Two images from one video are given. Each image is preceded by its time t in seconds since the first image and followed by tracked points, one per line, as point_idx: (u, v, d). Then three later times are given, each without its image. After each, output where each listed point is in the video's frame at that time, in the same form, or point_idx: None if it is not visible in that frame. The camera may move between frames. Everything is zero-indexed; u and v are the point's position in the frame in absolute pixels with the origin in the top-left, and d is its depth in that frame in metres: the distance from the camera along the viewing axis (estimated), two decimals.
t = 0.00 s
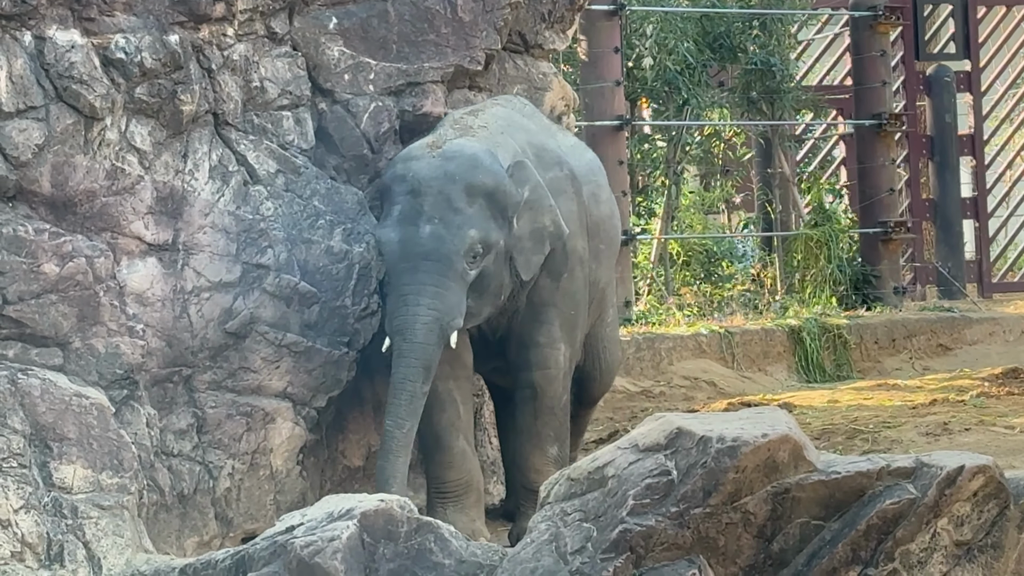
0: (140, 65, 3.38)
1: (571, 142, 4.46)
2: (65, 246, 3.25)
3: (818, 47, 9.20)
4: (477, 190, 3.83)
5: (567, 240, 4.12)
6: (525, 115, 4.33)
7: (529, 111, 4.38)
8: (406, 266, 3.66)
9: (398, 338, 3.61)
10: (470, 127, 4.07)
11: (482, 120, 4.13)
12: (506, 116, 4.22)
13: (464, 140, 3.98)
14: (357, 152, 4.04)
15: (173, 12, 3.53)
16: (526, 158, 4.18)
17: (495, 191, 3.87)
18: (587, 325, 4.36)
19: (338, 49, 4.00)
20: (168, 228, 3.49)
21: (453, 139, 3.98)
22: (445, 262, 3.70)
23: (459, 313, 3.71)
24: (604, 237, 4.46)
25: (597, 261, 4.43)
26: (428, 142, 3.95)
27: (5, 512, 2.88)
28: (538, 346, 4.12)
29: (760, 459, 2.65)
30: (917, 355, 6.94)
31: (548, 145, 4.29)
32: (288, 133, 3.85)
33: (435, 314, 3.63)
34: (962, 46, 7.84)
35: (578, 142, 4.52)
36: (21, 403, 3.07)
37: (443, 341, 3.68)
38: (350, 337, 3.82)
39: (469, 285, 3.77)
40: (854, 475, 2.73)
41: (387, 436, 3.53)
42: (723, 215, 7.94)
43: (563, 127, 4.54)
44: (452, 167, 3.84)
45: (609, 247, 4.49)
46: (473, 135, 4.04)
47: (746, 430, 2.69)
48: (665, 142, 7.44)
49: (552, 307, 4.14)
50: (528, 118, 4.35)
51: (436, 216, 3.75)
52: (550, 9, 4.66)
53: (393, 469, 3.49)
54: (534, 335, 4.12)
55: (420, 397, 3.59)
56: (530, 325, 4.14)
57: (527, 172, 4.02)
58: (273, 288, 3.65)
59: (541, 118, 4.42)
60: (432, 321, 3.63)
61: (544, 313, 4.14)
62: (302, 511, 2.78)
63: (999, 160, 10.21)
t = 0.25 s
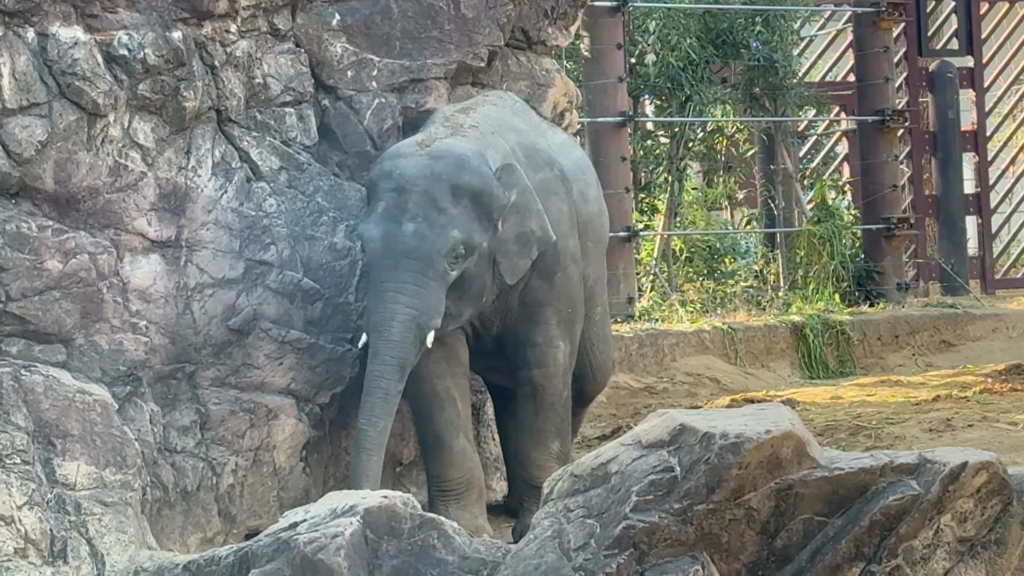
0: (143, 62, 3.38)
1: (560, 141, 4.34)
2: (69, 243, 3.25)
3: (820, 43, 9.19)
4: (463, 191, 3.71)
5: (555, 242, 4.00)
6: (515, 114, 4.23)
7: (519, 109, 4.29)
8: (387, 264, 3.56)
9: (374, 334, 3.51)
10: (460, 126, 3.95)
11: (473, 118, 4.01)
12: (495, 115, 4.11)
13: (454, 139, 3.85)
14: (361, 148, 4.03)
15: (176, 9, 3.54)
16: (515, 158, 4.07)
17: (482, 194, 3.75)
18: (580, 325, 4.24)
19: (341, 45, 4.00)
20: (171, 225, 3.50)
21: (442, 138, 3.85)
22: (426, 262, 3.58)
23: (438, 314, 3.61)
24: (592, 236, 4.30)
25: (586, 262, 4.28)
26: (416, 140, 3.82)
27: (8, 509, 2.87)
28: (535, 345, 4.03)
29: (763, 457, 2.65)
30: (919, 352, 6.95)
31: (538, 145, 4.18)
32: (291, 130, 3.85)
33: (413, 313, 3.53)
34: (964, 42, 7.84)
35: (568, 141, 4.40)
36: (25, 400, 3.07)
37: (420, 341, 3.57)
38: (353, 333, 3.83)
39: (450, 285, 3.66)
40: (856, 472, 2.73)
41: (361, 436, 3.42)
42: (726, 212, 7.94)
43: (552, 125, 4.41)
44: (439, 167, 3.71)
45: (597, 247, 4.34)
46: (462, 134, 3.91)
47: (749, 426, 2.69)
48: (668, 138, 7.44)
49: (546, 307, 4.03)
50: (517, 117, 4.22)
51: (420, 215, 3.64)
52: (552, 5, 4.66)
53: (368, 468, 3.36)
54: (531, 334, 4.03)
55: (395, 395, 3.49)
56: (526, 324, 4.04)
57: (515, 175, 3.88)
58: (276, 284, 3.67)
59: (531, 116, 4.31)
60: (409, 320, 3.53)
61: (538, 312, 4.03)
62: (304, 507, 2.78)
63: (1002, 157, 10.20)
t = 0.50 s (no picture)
0: (146, 56, 3.39)
1: (551, 136, 4.30)
2: (72, 238, 3.26)
3: (823, 39, 9.20)
4: (456, 181, 3.67)
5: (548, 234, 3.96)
6: (505, 107, 4.18)
7: (509, 103, 4.24)
8: (380, 252, 3.50)
9: (366, 323, 3.46)
10: (452, 119, 3.91)
11: (465, 111, 3.98)
12: (486, 109, 4.07)
13: (446, 131, 3.82)
14: (364, 143, 4.02)
15: (181, 4, 3.55)
16: (507, 151, 4.02)
17: (475, 183, 3.71)
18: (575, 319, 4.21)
19: (344, 40, 4.00)
20: (174, 219, 3.50)
21: (434, 130, 3.81)
22: (419, 250, 3.53)
23: (431, 304, 3.56)
24: (583, 232, 4.26)
25: (577, 257, 4.24)
26: (408, 133, 3.79)
27: (12, 504, 2.87)
28: (529, 340, 4.00)
29: (766, 451, 2.66)
30: (923, 346, 6.94)
31: (529, 139, 4.13)
32: (294, 124, 3.84)
33: (406, 301, 3.47)
34: (968, 36, 7.84)
35: (558, 136, 4.37)
36: (29, 394, 3.08)
37: (413, 330, 3.52)
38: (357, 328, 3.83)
39: (443, 274, 3.61)
40: (860, 466, 2.73)
41: (352, 423, 3.36)
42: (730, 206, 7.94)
43: (543, 120, 4.37)
44: (432, 157, 3.67)
45: (589, 243, 4.30)
46: (453, 126, 3.88)
47: (753, 420, 2.70)
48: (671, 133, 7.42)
49: (540, 301, 4.01)
50: (508, 111, 4.17)
51: (413, 204, 3.59)
52: None
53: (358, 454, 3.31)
54: (525, 329, 4.01)
55: (387, 381, 3.42)
56: (520, 318, 4.01)
57: (508, 167, 3.84)
58: (280, 278, 3.68)
59: (521, 111, 4.27)
60: (402, 308, 3.47)
61: (532, 306, 4.00)
62: (308, 502, 2.78)
63: (1005, 152, 10.20)
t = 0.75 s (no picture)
0: (150, 50, 3.39)
1: (547, 129, 4.28)
2: (76, 231, 3.25)
3: (827, 33, 9.19)
4: (454, 173, 3.66)
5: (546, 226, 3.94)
6: (502, 100, 4.15)
7: (505, 95, 4.21)
8: (380, 246, 3.50)
9: (367, 316, 3.47)
10: (448, 111, 3.89)
11: (461, 104, 3.96)
12: (483, 101, 4.04)
13: (442, 124, 3.80)
14: (368, 137, 4.03)
15: None
16: (504, 144, 4.00)
17: (473, 175, 3.70)
18: (571, 312, 4.18)
19: (348, 34, 3.99)
20: (178, 213, 3.50)
21: (431, 123, 3.80)
22: (418, 243, 3.53)
23: (432, 296, 3.57)
24: (580, 224, 4.25)
25: (574, 250, 4.23)
26: (405, 126, 3.77)
27: (15, 497, 2.89)
28: (525, 334, 3.97)
29: (771, 444, 2.65)
30: (926, 340, 6.95)
31: (525, 132, 4.11)
32: (298, 118, 3.85)
33: (406, 294, 3.47)
34: (972, 30, 7.85)
35: (555, 128, 4.34)
36: (33, 388, 3.06)
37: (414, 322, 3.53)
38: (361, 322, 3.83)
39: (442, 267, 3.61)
40: (862, 460, 2.73)
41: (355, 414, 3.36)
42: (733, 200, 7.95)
43: (538, 112, 4.34)
44: (430, 149, 3.66)
45: (585, 235, 4.28)
46: (450, 119, 3.86)
47: (756, 414, 2.69)
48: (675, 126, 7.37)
49: (535, 295, 3.97)
50: (503, 104, 4.14)
51: (412, 197, 3.58)
52: None
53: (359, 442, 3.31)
54: (521, 323, 3.97)
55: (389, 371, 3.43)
56: (516, 312, 3.98)
57: (505, 159, 3.84)
58: (284, 272, 3.68)
59: (517, 103, 4.24)
60: (402, 301, 3.47)
61: (528, 301, 3.97)
62: (312, 496, 2.78)
63: (1009, 146, 10.20)
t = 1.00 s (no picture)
0: (154, 44, 3.39)
1: (546, 120, 4.26)
2: (80, 225, 3.25)
3: (832, 27, 9.18)
4: (454, 165, 3.65)
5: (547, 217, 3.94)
6: (501, 92, 4.13)
7: (504, 87, 4.19)
8: (382, 240, 3.51)
9: (371, 310, 3.49)
10: (447, 103, 3.87)
11: (460, 97, 3.93)
12: (482, 94, 4.02)
13: (442, 116, 3.79)
14: (371, 131, 4.03)
15: None
16: (504, 136, 3.99)
17: (473, 167, 3.68)
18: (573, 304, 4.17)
19: (352, 27, 3.98)
20: (182, 207, 3.51)
21: (431, 115, 3.78)
22: (420, 235, 3.54)
23: (435, 288, 3.58)
24: (580, 215, 4.25)
25: (576, 241, 4.22)
26: (404, 119, 3.75)
27: (18, 490, 2.89)
28: (528, 326, 3.97)
29: (775, 437, 2.65)
30: (931, 333, 6.96)
31: (524, 124, 4.09)
32: (302, 111, 3.84)
33: (409, 287, 3.49)
34: (976, 23, 7.84)
35: (554, 119, 4.32)
36: (37, 381, 3.06)
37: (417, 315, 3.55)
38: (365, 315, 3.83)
39: (445, 261, 3.61)
40: (867, 454, 2.72)
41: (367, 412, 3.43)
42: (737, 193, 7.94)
43: (537, 104, 4.32)
44: (430, 141, 3.65)
45: (586, 226, 4.28)
46: (450, 111, 3.84)
47: (760, 407, 2.69)
48: (679, 120, 7.36)
49: (537, 289, 3.96)
50: (503, 96, 4.12)
51: (413, 189, 3.57)
52: None
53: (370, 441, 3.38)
54: (523, 315, 3.97)
55: (397, 367, 3.48)
56: (518, 305, 3.98)
57: (505, 150, 3.81)
58: (288, 266, 3.68)
59: (517, 95, 4.22)
60: (406, 294, 3.50)
61: (530, 295, 3.96)
62: (316, 489, 2.79)
63: (1013, 140, 10.19)
